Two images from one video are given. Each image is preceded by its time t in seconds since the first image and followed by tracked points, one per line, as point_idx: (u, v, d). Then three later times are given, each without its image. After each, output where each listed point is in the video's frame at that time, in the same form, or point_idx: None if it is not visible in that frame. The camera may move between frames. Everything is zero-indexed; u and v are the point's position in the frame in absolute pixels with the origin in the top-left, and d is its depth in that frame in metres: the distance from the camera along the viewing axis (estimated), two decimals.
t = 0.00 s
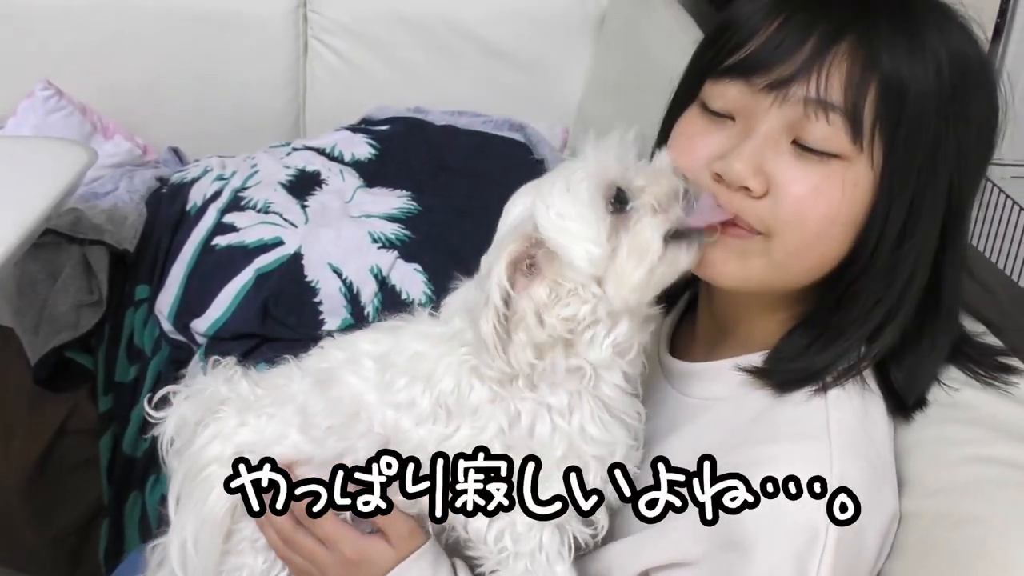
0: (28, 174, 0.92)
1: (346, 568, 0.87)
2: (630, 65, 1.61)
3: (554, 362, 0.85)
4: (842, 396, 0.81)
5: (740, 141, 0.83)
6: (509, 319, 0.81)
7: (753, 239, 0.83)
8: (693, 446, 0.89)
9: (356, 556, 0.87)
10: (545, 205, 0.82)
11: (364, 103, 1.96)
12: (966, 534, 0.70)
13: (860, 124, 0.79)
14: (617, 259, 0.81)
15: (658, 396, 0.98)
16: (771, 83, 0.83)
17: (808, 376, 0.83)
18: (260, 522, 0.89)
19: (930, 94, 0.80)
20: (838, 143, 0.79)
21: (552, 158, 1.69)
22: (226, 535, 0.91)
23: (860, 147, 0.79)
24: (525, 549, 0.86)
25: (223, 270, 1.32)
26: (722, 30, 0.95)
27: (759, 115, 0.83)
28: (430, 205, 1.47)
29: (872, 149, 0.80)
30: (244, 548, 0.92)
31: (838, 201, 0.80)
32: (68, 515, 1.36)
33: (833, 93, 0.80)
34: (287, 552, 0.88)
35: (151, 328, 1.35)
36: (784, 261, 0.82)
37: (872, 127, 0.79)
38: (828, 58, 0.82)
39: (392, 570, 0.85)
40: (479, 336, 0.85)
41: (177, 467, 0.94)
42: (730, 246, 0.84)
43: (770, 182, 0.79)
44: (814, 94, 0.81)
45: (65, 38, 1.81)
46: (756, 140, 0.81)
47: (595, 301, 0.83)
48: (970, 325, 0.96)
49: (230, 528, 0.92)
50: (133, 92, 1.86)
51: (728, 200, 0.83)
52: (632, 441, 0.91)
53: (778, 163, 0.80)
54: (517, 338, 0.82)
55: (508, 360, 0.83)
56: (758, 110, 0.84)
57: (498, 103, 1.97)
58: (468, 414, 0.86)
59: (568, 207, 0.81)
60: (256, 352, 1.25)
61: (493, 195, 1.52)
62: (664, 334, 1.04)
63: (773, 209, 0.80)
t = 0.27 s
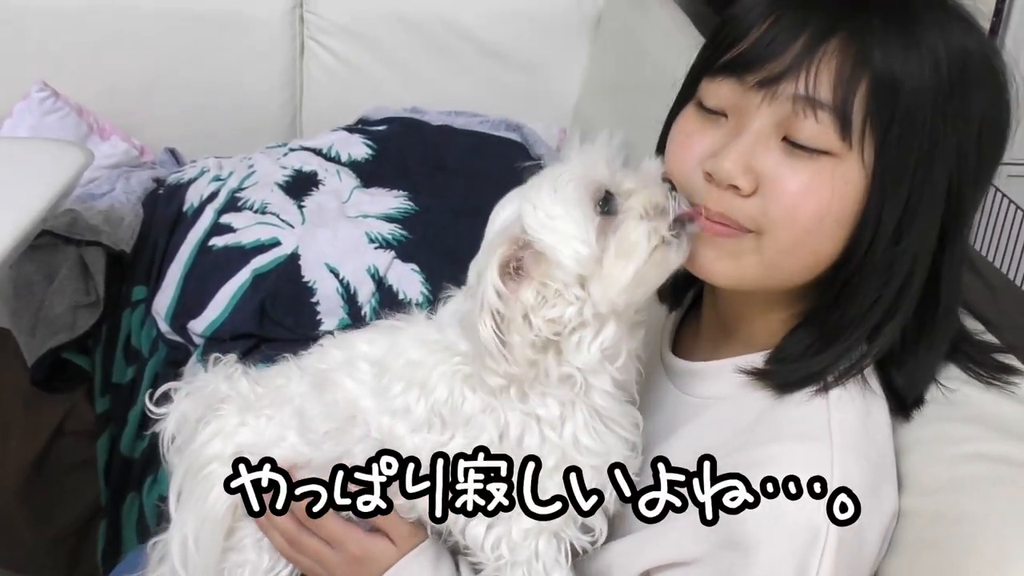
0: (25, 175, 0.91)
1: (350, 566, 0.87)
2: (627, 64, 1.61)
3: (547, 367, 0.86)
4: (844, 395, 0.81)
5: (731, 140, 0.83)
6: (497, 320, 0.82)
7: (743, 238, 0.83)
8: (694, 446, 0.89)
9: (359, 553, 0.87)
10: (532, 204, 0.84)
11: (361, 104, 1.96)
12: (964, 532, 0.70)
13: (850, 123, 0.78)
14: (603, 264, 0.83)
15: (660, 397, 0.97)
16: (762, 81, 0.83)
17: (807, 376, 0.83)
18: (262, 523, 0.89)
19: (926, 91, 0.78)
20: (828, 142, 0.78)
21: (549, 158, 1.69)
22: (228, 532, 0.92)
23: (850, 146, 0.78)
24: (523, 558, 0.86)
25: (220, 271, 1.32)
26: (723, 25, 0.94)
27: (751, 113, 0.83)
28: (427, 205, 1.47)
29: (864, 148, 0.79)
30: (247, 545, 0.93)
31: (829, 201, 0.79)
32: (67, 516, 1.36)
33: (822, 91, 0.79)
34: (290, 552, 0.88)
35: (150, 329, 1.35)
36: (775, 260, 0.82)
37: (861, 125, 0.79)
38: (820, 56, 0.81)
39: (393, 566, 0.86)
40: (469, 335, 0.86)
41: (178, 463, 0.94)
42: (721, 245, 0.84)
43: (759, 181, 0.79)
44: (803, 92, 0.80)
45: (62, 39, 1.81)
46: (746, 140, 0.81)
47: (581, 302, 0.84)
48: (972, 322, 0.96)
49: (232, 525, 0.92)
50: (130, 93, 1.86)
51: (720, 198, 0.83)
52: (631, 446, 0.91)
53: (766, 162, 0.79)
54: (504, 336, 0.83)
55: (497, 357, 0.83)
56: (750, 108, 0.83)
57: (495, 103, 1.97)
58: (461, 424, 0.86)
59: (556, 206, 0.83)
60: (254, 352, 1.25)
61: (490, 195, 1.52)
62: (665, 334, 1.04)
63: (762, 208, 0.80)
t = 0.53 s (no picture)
0: (23, 175, 0.92)
1: None
2: (625, 64, 1.61)
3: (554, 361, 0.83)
4: (837, 394, 0.81)
5: (700, 129, 0.83)
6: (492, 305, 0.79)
7: (712, 227, 0.83)
8: (692, 444, 0.89)
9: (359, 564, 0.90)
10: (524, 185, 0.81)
11: (359, 104, 1.96)
12: (961, 529, 0.70)
13: (813, 116, 0.79)
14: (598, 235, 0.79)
15: (659, 397, 0.97)
16: (731, 73, 0.83)
17: (797, 377, 0.82)
18: (262, 538, 0.89)
19: (897, 88, 0.78)
20: (793, 134, 0.79)
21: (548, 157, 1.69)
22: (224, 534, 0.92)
23: (815, 138, 0.79)
24: (514, 561, 0.86)
25: (218, 271, 1.32)
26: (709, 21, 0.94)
27: (720, 104, 0.83)
28: (425, 205, 1.47)
29: (830, 141, 0.79)
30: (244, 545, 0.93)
31: (792, 192, 0.79)
32: (66, 517, 1.36)
33: (787, 83, 0.80)
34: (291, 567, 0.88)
35: (148, 328, 1.34)
36: (740, 250, 0.82)
37: (825, 118, 0.79)
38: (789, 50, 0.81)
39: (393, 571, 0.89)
40: (475, 346, 0.84)
41: (173, 468, 0.93)
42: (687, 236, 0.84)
43: (724, 170, 0.80)
44: (769, 85, 0.80)
45: (59, 40, 1.80)
46: (714, 129, 0.81)
47: (592, 282, 0.79)
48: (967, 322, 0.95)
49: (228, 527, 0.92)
50: (128, 93, 1.86)
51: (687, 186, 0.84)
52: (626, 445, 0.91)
53: (731, 152, 0.80)
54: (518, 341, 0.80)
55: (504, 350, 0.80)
56: (719, 99, 0.84)
57: (493, 103, 1.97)
58: (458, 427, 0.85)
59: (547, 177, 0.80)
60: (252, 352, 1.25)
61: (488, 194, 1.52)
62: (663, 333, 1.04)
63: (726, 197, 0.80)
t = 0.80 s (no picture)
0: (22, 175, 0.91)
1: None
2: (623, 64, 1.61)
3: (540, 359, 0.86)
4: (837, 393, 0.80)
5: (700, 126, 0.84)
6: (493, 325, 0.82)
7: (707, 224, 0.85)
8: (691, 443, 0.88)
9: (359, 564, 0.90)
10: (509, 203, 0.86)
11: (357, 104, 1.96)
12: (960, 530, 0.70)
13: (809, 112, 0.80)
14: (581, 239, 0.83)
15: (660, 395, 0.97)
16: (729, 71, 0.84)
17: (799, 373, 0.82)
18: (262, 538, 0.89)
19: (893, 85, 0.79)
20: (789, 130, 0.80)
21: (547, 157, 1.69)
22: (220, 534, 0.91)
23: (811, 134, 0.80)
24: (518, 553, 0.86)
25: (218, 271, 1.32)
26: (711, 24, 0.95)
27: (718, 101, 0.84)
28: (424, 205, 1.47)
29: (827, 137, 0.80)
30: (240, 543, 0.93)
31: (789, 188, 0.80)
32: (65, 517, 1.36)
33: (783, 80, 0.81)
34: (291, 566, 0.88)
35: (146, 329, 1.33)
36: (738, 245, 0.83)
37: (822, 114, 0.80)
38: (785, 47, 0.82)
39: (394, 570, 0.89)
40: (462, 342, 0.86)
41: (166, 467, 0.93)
42: (687, 232, 0.87)
43: (723, 166, 0.81)
44: (765, 82, 0.82)
45: (57, 40, 1.80)
46: (712, 126, 0.83)
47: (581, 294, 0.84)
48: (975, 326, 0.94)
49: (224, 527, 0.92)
50: (126, 93, 1.86)
51: (686, 182, 0.85)
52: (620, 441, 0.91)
53: (729, 149, 0.81)
54: (502, 342, 0.83)
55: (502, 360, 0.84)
56: (717, 97, 0.85)
57: (491, 103, 1.97)
58: (457, 417, 0.85)
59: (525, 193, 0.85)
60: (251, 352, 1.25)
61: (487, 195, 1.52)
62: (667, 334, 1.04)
63: (723, 192, 0.82)
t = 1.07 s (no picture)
0: (20, 176, 0.91)
1: None
2: (621, 65, 1.61)
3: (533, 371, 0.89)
4: (830, 392, 0.80)
5: (674, 122, 0.85)
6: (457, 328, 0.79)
7: (683, 216, 0.85)
8: (686, 438, 0.88)
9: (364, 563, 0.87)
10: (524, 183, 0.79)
11: (355, 104, 1.96)
12: (958, 531, 0.70)
13: (775, 106, 0.80)
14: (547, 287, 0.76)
15: (655, 396, 0.97)
16: (700, 66, 0.84)
17: (782, 376, 0.82)
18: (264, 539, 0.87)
19: (858, 78, 0.78)
20: (757, 124, 0.80)
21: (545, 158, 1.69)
22: (223, 532, 0.90)
23: (779, 128, 0.80)
24: (522, 537, 0.85)
25: (216, 272, 1.31)
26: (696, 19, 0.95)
27: (691, 96, 0.85)
28: (422, 206, 1.47)
29: (794, 132, 0.79)
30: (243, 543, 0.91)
31: (757, 183, 0.80)
32: (65, 518, 1.33)
33: (748, 74, 0.81)
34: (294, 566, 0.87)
35: (145, 331, 1.34)
36: (711, 240, 0.84)
37: (789, 109, 0.79)
38: (752, 41, 0.82)
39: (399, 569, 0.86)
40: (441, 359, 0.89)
41: (168, 467, 0.92)
42: (665, 223, 0.87)
43: (695, 161, 0.82)
44: (732, 77, 0.81)
45: (55, 41, 1.80)
46: (684, 121, 0.83)
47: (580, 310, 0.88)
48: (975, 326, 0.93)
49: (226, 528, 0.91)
50: (123, 94, 1.85)
51: (661, 177, 0.86)
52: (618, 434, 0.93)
53: (701, 144, 0.82)
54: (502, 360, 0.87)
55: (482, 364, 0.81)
56: (690, 92, 0.85)
57: (490, 103, 1.97)
58: (455, 404, 0.87)
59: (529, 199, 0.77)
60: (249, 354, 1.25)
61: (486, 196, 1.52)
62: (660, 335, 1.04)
63: (696, 186, 0.82)
